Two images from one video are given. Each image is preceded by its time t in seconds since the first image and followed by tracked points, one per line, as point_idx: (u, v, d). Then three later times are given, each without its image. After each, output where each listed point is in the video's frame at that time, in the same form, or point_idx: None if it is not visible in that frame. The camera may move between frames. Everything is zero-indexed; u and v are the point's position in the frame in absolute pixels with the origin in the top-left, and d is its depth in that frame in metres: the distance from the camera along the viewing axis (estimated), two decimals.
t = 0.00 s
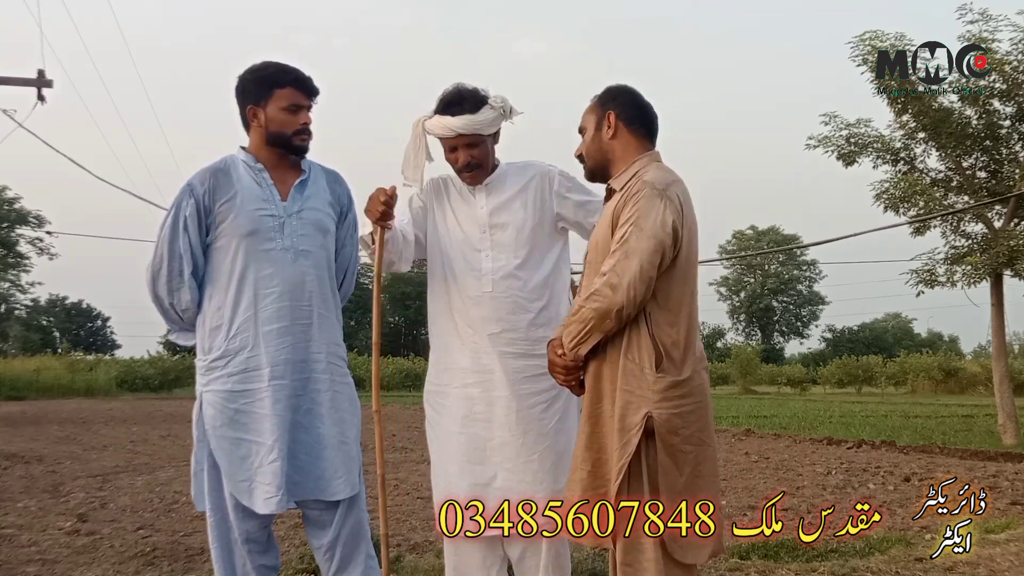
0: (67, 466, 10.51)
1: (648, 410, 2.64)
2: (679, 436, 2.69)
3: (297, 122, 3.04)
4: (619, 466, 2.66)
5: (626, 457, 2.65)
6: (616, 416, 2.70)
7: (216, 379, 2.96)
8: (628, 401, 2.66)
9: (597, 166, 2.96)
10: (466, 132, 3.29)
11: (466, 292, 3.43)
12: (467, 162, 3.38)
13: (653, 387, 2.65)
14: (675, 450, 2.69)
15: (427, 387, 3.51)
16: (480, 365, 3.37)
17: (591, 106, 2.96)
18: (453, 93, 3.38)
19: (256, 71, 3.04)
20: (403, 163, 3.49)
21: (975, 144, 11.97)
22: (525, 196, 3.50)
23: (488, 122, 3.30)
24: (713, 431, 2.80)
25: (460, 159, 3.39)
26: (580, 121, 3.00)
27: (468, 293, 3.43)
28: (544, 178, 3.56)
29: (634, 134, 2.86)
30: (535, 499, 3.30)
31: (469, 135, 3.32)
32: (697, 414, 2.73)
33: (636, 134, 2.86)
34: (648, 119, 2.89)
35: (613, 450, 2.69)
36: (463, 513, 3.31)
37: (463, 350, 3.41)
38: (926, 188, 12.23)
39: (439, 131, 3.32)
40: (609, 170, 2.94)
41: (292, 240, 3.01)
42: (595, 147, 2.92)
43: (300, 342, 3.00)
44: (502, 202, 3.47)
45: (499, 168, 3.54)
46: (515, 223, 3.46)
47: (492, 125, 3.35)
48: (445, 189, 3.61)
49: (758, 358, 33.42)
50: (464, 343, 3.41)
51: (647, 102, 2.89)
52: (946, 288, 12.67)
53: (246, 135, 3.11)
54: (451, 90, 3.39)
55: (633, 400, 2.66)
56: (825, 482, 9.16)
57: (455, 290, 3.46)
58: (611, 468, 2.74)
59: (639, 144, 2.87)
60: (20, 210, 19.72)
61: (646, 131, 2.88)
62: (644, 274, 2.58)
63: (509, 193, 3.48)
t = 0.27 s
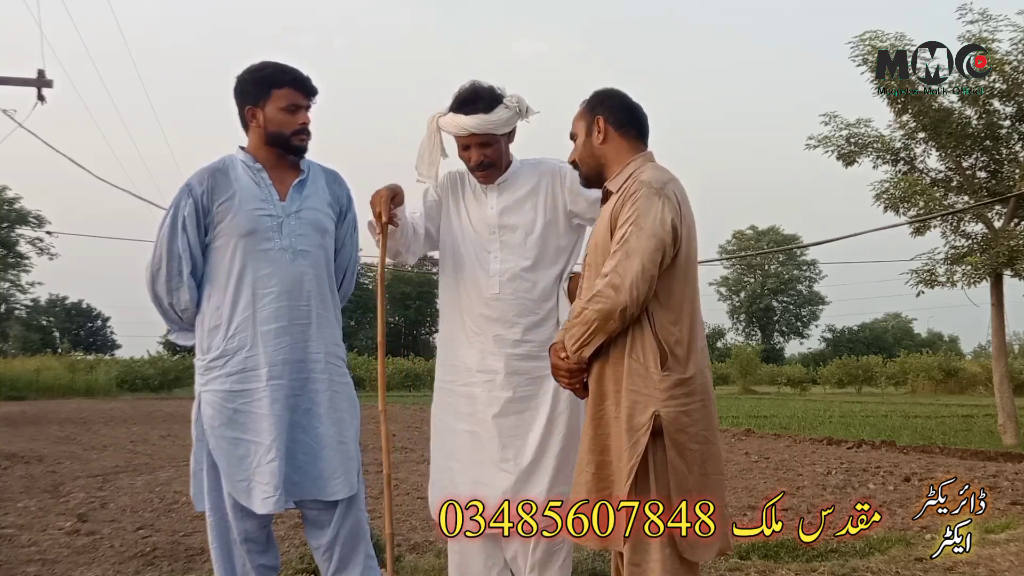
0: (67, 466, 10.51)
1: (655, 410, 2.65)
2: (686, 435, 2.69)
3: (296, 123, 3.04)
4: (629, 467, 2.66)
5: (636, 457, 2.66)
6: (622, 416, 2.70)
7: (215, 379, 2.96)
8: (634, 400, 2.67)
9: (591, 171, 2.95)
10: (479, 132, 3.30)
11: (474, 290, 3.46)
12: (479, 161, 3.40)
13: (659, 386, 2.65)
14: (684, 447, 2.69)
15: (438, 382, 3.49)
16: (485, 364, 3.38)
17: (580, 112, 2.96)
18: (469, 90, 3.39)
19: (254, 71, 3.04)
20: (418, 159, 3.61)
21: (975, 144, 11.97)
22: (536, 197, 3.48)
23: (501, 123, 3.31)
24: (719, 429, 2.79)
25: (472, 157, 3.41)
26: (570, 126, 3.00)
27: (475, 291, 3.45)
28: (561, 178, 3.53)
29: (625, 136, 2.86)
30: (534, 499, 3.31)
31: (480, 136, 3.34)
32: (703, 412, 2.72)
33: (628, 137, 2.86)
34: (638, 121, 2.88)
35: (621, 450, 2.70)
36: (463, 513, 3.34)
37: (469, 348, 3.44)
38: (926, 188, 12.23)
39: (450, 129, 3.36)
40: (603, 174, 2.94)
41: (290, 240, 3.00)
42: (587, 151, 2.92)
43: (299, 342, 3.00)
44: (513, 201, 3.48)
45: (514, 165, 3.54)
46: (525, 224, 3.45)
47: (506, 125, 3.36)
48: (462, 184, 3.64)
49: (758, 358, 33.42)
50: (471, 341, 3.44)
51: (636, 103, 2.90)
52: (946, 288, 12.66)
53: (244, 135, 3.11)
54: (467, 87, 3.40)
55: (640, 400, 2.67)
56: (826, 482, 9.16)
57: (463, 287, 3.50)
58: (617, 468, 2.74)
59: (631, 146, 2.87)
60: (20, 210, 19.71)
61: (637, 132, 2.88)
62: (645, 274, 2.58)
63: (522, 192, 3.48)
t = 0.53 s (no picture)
0: (67, 466, 10.51)
1: (644, 413, 2.64)
2: (675, 438, 2.68)
3: (295, 124, 3.04)
4: (614, 467, 2.66)
5: (621, 458, 2.65)
6: (612, 416, 2.70)
7: (214, 378, 2.97)
8: (624, 402, 2.67)
9: (600, 163, 2.95)
10: (490, 141, 3.29)
11: (480, 294, 3.50)
12: (491, 167, 3.40)
13: (650, 390, 2.65)
14: (671, 451, 2.69)
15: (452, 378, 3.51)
16: (489, 367, 3.42)
17: (598, 100, 2.95)
18: (486, 95, 3.36)
19: (254, 72, 3.04)
20: (436, 158, 3.64)
21: (975, 144, 11.97)
22: (546, 205, 3.46)
23: (513, 132, 3.28)
24: (710, 432, 2.79)
25: (484, 164, 3.41)
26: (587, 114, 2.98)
27: (481, 296, 3.49)
28: (576, 184, 3.47)
29: (638, 134, 2.87)
30: (534, 499, 3.31)
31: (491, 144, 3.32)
32: (694, 415, 2.72)
33: (641, 135, 2.87)
34: (653, 120, 2.89)
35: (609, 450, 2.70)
36: (464, 512, 3.36)
37: (476, 350, 3.48)
38: (926, 188, 12.24)
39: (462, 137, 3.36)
40: (610, 168, 2.94)
41: (290, 240, 3.01)
42: (599, 143, 2.91)
43: (298, 342, 3.00)
44: (524, 208, 3.46)
45: (531, 167, 3.52)
46: (532, 232, 3.45)
47: (520, 133, 3.33)
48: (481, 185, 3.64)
49: (757, 358, 33.42)
50: (479, 344, 3.48)
51: (658, 104, 2.90)
52: (946, 288, 12.66)
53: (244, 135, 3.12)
54: (484, 91, 3.38)
55: (630, 401, 2.66)
56: (826, 482, 9.16)
57: (471, 290, 3.54)
58: (606, 468, 2.74)
59: (643, 145, 2.87)
60: (20, 210, 19.70)
61: (652, 132, 2.88)
62: (645, 277, 2.58)
63: (533, 198, 3.46)
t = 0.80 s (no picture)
0: (67, 466, 10.51)
1: (642, 414, 2.64)
2: (673, 439, 2.68)
3: (295, 125, 3.04)
4: (611, 467, 2.66)
5: (619, 458, 2.65)
6: (610, 416, 2.70)
7: (214, 378, 2.97)
8: (623, 402, 2.67)
9: (606, 159, 2.96)
10: (494, 135, 3.30)
11: (481, 290, 3.51)
12: (495, 163, 3.40)
13: (649, 390, 2.64)
14: (669, 452, 2.69)
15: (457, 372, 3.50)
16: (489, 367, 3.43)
17: (608, 97, 2.94)
18: (492, 90, 3.37)
19: (255, 73, 3.04)
20: (447, 155, 3.65)
21: (975, 144, 11.97)
22: (549, 203, 3.45)
23: (518, 127, 3.29)
24: (708, 433, 2.79)
25: (490, 160, 3.41)
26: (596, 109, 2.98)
27: (482, 292, 3.50)
28: (580, 183, 3.46)
29: (645, 134, 2.86)
30: (534, 499, 3.30)
31: (497, 140, 3.33)
32: (693, 415, 2.72)
33: (648, 134, 2.86)
34: (661, 119, 2.88)
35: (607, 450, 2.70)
36: (464, 512, 3.37)
37: (477, 347, 3.49)
38: (926, 188, 12.23)
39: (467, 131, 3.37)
40: (616, 165, 2.94)
41: (290, 240, 3.00)
42: (606, 139, 2.92)
43: (298, 342, 3.00)
44: (527, 205, 3.46)
45: (537, 165, 3.53)
46: (534, 230, 3.45)
47: (525, 129, 3.33)
48: (487, 181, 3.64)
49: (758, 358, 33.42)
50: (480, 339, 3.49)
51: (667, 104, 2.89)
52: (946, 288, 12.66)
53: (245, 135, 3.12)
54: (491, 87, 3.38)
55: (629, 402, 2.66)
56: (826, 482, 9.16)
57: (472, 286, 3.55)
58: (604, 468, 2.74)
59: (649, 145, 2.87)
60: (21, 210, 19.71)
61: (658, 133, 2.88)
62: (645, 278, 2.58)
63: (536, 195, 3.46)
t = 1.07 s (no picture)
0: (67, 466, 10.51)
1: (645, 414, 2.64)
2: (676, 439, 2.68)
3: (295, 127, 3.04)
4: (615, 467, 2.66)
5: (622, 459, 2.65)
6: (613, 416, 2.70)
7: (214, 378, 2.97)
8: (625, 403, 2.67)
9: (608, 160, 2.96)
10: (491, 132, 3.31)
11: (477, 286, 3.51)
12: (492, 160, 3.41)
13: (652, 390, 2.65)
14: (672, 452, 2.69)
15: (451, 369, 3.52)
16: (485, 366, 3.44)
17: (608, 98, 2.94)
18: (490, 87, 3.37)
19: (259, 72, 3.03)
20: (444, 153, 3.66)
21: (975, 144, 11.97)
22: (546, 200, 3.45)
23: (514, 124, 3.29)
24: (711, 433, 2.79)
25: (487, 156, 3.42)
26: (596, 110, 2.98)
27: (478, 288, 3.51)
28: (576, 181, 3.47)
29: (647, 134, 2.86)
30: (535, 499, 3.31)
31: (493, 136, 3.33)
32: (695, 416, 2.72)
33: (649, 134, 2.86)
34: (662, 118, 2.88)
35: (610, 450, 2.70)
36: (464, 512, 3.37)
37: (474, 341, 3.50)
38: (926, 188, 12.23)
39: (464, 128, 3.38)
40: (618, 166, 2.95)
41: (291, 241, 3.00)
42: (608, 140, 2.91)
43: (298, 342, 3.00)
44: (523, 202, 3.46)
45: (535, 163, 3.53)
46: (531, 227, 3.45)
47: (523, 126, 3.34)
48: (484, 178, 3.65)
49: (758, 358, 33.42)
50: (476, 333, 3.49)
51: (667, 102, 2.89)
52: (946, 288, 12.66)
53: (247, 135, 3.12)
54: (489, 85, 3.39)
55: (632, 402, 2.66)
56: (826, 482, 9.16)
57: (468, 283, 3.56)
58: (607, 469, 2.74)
59: (651, 145, 2.87)
60: (21, 210, 19.71)
61: (659, 132, 2.88)
62: (649, 278, 2.58)
63: (532, 192, 3.46)
